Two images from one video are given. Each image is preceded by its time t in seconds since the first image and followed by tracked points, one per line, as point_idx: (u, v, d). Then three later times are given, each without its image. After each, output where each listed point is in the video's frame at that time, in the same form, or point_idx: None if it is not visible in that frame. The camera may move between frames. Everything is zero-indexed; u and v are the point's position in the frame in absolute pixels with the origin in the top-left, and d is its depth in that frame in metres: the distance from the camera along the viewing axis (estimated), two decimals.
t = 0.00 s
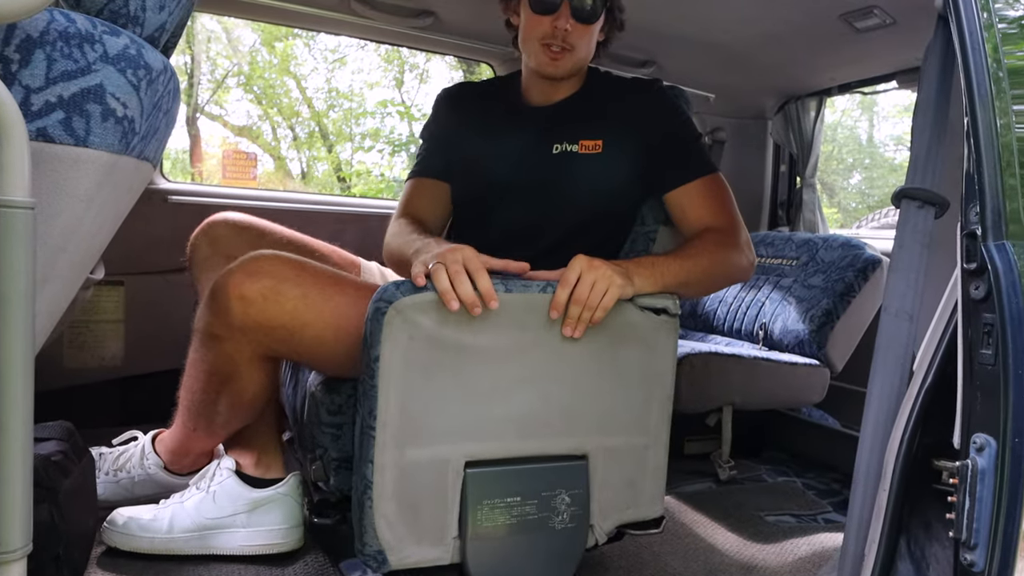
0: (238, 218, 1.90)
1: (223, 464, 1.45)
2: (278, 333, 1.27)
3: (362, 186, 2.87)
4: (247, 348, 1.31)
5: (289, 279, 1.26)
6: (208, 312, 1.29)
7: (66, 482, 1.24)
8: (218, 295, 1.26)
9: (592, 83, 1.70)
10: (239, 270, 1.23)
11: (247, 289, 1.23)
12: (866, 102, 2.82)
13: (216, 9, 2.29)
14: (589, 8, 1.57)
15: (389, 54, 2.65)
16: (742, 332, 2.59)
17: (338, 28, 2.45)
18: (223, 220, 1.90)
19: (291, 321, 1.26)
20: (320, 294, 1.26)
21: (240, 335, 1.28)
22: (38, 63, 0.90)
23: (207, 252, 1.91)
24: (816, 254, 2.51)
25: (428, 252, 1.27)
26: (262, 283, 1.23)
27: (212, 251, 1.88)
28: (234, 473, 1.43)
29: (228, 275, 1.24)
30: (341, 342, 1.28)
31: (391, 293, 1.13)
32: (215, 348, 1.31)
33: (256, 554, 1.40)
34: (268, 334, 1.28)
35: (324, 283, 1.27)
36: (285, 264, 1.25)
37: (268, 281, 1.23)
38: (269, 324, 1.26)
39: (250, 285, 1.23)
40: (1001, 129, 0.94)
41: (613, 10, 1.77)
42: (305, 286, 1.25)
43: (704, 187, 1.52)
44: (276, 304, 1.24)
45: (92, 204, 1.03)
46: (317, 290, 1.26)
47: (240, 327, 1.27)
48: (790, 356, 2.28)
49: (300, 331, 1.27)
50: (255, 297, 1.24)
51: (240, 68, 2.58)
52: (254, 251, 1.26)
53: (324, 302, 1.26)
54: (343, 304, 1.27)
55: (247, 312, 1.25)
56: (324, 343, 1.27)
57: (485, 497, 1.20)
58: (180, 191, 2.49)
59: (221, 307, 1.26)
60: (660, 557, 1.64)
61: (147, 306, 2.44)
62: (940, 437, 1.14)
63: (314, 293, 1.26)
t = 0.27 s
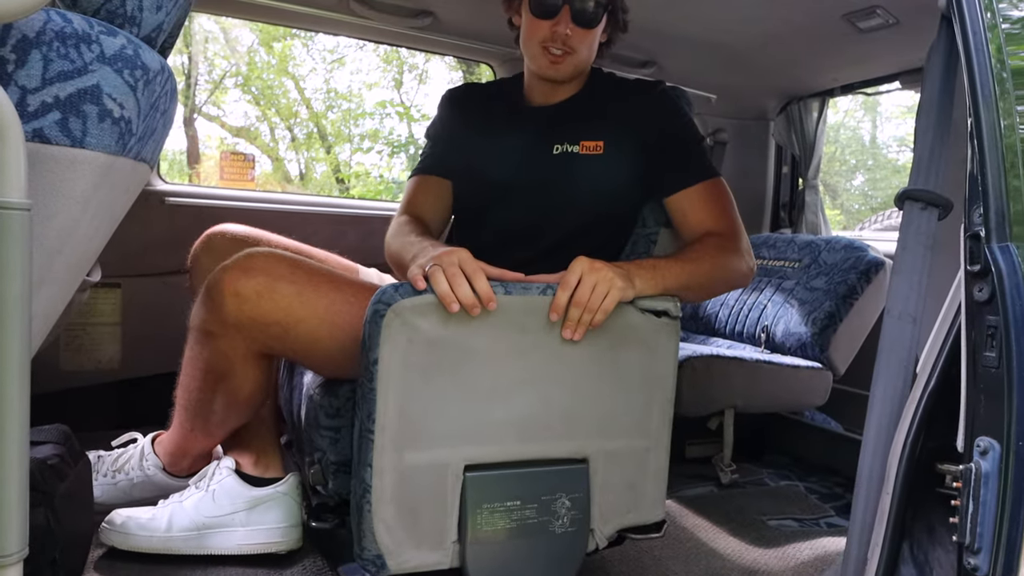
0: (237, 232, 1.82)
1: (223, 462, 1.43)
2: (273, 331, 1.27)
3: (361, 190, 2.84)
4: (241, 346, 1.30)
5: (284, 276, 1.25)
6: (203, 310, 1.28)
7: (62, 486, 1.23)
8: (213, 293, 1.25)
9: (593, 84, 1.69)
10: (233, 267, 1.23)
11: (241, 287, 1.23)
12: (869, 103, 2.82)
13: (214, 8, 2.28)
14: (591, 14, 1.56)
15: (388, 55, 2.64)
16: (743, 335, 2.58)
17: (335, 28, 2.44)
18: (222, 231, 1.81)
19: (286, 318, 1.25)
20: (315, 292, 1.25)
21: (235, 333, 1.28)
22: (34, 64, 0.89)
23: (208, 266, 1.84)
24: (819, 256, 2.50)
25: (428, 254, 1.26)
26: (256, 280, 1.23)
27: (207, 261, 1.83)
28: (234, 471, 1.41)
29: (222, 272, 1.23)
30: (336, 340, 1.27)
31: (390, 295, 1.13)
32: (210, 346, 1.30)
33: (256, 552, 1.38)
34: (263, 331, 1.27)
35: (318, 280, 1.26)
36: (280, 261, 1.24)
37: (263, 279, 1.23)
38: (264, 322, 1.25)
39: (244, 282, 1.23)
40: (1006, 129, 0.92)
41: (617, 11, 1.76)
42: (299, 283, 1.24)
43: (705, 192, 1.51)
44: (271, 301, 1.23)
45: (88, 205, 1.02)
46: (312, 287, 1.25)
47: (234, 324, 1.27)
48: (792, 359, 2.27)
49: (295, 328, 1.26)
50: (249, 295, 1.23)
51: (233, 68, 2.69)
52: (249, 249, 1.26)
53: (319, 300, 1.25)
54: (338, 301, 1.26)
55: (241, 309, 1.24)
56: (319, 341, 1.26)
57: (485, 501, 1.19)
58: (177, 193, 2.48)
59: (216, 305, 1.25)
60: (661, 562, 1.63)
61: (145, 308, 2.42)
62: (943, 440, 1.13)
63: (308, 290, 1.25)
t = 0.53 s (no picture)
0: (232, 233, 1.81)
1: (220, 467, 1.41)
2: (271, 335, 1.26)
3: (359, 190, 2.83)
4: (238, 351, 1.29)
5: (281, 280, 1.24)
6: (200, 315, 1.28)
7: (59, 490, 1.22)
8: (209, 297, 1.25)
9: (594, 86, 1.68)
10: (230, 272, 1.22)
11: (238, 291, 1.22)
12: (872, 104, 2.81)
13: (212, 9, 2.26)
14: (585, 23, 1.55)
15: (387, 56, 2.63)
16: (746, 338, 2.58)
17: (333, 28, 2.43)
18: (219, 233, 1.81)
19: (284, 323, 1.24)
20: (312, 296, 1.24)
21: (232, 338, 1.27)
22: (30, 64, 0.89)
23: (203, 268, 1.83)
24: (821, 258, 2.49)
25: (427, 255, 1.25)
26: (253, 284, 1.22)
27: (203, 263, 1.81)
28: (231, 476, 1.39)
29: (219, 276, 1.23)
30: (335, 344, 1.26)
31: (388, 297, 1.12)
32: (207, 351, 1.29)
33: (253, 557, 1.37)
34: (261, 336, 1.26)
35: (316, 284, 1.25)
36: (278, 265, 1.23)
37: (260, 283, 1.22)
38: (261, 326, 1.24)
39: (242, 287, 1.22)
40: (1010, 130, 0.91)
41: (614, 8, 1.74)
42: (297, 287, 1.24)
43: (705, 194, 1.50)
44: (268, 306, 1.23)
45: (85, 207, 1.01)
46: (309, 291, 1.25)
47: (231, 329, 1.26)
48: (795, 362, 2.26)
49: (292, 333, 1.25)
50: (246, 299, 1.22)
51: (233, 67, 2.66)
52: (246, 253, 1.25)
53: (317, 304, 1.25)
54: (336, 306, 1.25)
55: (238, 314, 1.23)
56: (317, 346, 1.25)
57: (484, 505, 1.18)
58: (174, 195, 2.46)
59: (213, 309, 1.24)
60: (662, 566, 1.62)
61: (142, 310, 2.41)
62: (947, 443, 1.12)
63: (306, 294, 1.24)
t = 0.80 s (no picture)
0: (230, 236, 1.79)
1: (218, 471, 1.40)
2: (269, 338, 1.25)
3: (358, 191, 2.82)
4: (237, 354, 1.28)
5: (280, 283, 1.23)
6: (197, 317, 1.26)
7: (55, 494, 1.21)
8: (208, 300, 1.24)
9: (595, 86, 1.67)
10: (228, 274, 1.21)
11: (237, 294, 1.21)
12: (875, 104, 2.81)
13: (211, 9, 2.26)
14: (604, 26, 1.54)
15: (386, 56, 2.61)
16: (748, 341, 2.57)
17: (333, 28, 2.42)
18: (216, 236, 1.79)
19: (283, 326, 1.23)
20: (311, 299, 1.23)
21: (230, 341, 1.26)
22: (26, 65, 0.88)
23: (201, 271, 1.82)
24: (824, 260, 2.48)
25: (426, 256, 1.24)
26: (252, 287, 1.21)
27: (200, 266, 1.80)
28: (229, 479, 1.38)
29: (218, 279, 1.22)
30: (334, 348, 1.25)
31: (388, 300, 1.11)
32: (205, 354, 1.28)
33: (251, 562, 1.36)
34: (259, 339, 1.25)
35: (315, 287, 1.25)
36: (276, 268, 1.22)
37: (259, 286, 1.21)
38: (260, 329, 1.24)
39: (240, 289, 1.21)
40: (1015, 131, 0.90)
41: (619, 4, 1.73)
42: (295, 289, 1.22)
43: (707, 196, 1.48)
44: (267, 309, 1.22)
45: (81, 209, 1.00)
46: (308, 294, 1.24)
47: (230, 332, 1.25)
48: (797, 365, 2.26)
49: (291, 336, 1.24)
50: (245, 302, 1.21)
51: (230, 68, 2.62)
52: (245, 256, 1.24)
53: (316, 307, 1.24)
54: (335, 308, 1.25)
55: (236, 317, 1.23)
56: (316, 349, 1.25)
57: (483, 509, 1.18)
58: (172, 196, 2.45)
59: (211, 312, 1.24)
60: (663, 571, 1.62)
61: (139, 313, 2.40)
62: (951, 447, 1.11)
63: (305, 296, 1.23)
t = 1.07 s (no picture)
0: (227, 241, 1.78)
1: (216, 475, 1.39)
2: (268, 345, 1.24)
3: (357, 193, 2.82)
4: (235, 361, 1.27)
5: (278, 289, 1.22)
6: (195, 325, 1.25)
7: (51, 498, 1.20)
8: (206, 307, 1.23)
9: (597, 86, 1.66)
10: (227, 282, 1.20)
11: (235, 301, 1.20)
12: (878, 105, 2.78)
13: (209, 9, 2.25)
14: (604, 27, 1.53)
15: (385, 56, 2.60)
16: (750, 344, 2.56)
17: (333, 28, 2.41)
18: (212, 241, 1.78)
19: (282, 333, 1.22)
20: (310, 305, 1.23)
21: (229, 348, 1.25)
22: (22, 65, 0.87)
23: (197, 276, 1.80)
24: (827, 263, 2.47)
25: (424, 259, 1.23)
26: (250, 294, 1.20)
27: (197, 271, 1.78)
28: (228, 483, 1.38)
29: (216, 286, 1.21)
30: (333, 354, 1.24)
31: (387, 303, 1.10)
32: (203, 361, 1.27)
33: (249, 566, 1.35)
34: (258, 346, 1.24)
35: (314, 293, 1.24)
36: (275, 274, 1.22)
37: (258, 293, 1.20)
38: (259, 336, 1.23)
39: (239, 296, 1.20)
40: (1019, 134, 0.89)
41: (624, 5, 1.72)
42: (294, 296, 1.22)
43: (713, 200, 1.46)
44: (266, 316, 1.21)
45: (77, 211, 0.99)
46: (307, 300, 1.23)
47: (228, 339, 1.24)
48: (800, 368, 2.25)
49: (290, 342, 1.23)
50: (243, 309, 1.20)
51: (227, 69, 2.66)
52: (243, 262, 1.23)
53: (315, 313, 1.23)
54: (334, 314, 1.24)
55: (235, 324, 1.22)
56: (315, 356, 1.24)
57: (484, 513, 1.17)
58: (169, 198, 2.44)
59: (209, 319, 1.23)
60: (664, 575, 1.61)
61: (135, 316, 2.39)
62: (955, 451, 1.10)
63: (304, 303, 1.23)
